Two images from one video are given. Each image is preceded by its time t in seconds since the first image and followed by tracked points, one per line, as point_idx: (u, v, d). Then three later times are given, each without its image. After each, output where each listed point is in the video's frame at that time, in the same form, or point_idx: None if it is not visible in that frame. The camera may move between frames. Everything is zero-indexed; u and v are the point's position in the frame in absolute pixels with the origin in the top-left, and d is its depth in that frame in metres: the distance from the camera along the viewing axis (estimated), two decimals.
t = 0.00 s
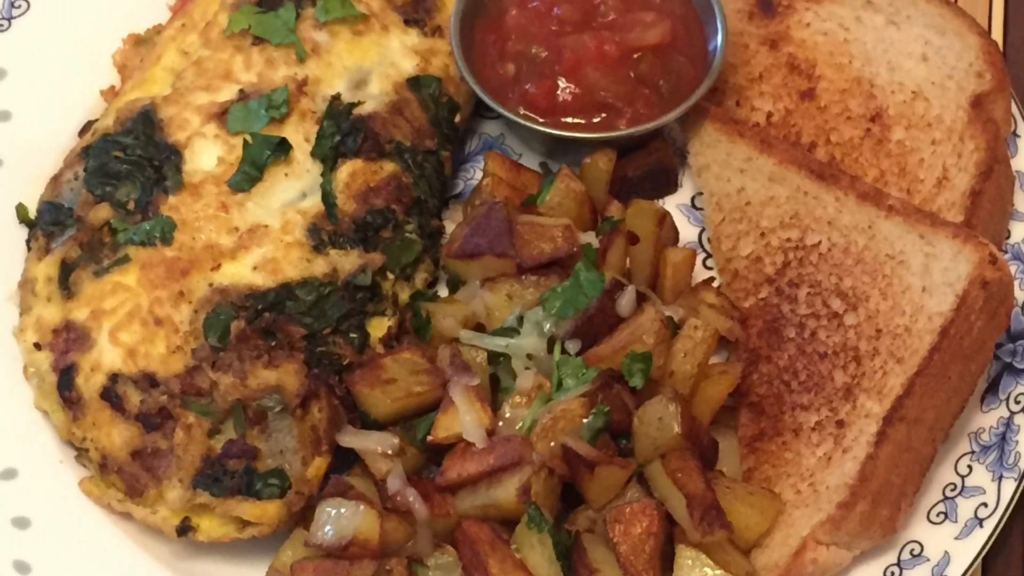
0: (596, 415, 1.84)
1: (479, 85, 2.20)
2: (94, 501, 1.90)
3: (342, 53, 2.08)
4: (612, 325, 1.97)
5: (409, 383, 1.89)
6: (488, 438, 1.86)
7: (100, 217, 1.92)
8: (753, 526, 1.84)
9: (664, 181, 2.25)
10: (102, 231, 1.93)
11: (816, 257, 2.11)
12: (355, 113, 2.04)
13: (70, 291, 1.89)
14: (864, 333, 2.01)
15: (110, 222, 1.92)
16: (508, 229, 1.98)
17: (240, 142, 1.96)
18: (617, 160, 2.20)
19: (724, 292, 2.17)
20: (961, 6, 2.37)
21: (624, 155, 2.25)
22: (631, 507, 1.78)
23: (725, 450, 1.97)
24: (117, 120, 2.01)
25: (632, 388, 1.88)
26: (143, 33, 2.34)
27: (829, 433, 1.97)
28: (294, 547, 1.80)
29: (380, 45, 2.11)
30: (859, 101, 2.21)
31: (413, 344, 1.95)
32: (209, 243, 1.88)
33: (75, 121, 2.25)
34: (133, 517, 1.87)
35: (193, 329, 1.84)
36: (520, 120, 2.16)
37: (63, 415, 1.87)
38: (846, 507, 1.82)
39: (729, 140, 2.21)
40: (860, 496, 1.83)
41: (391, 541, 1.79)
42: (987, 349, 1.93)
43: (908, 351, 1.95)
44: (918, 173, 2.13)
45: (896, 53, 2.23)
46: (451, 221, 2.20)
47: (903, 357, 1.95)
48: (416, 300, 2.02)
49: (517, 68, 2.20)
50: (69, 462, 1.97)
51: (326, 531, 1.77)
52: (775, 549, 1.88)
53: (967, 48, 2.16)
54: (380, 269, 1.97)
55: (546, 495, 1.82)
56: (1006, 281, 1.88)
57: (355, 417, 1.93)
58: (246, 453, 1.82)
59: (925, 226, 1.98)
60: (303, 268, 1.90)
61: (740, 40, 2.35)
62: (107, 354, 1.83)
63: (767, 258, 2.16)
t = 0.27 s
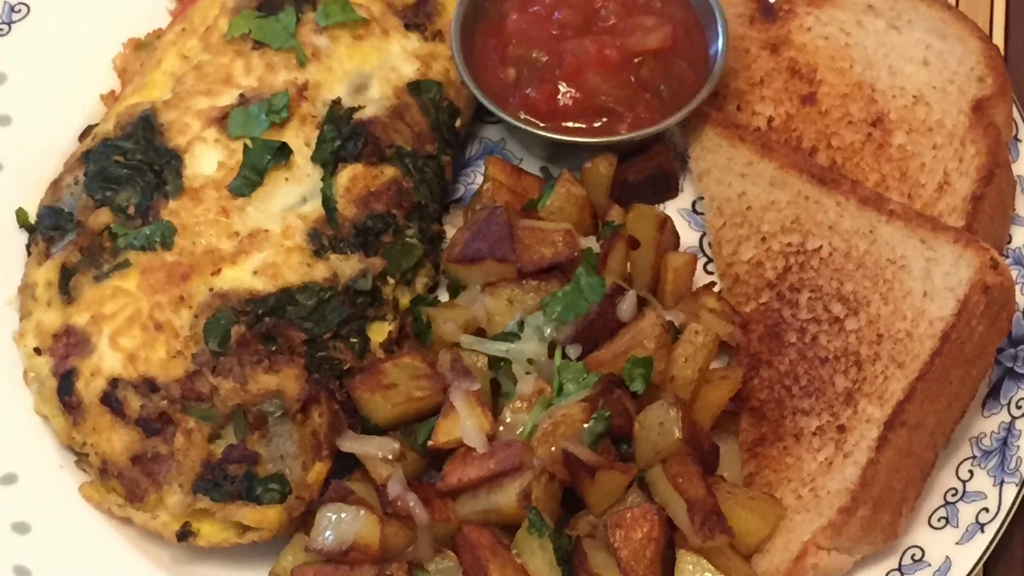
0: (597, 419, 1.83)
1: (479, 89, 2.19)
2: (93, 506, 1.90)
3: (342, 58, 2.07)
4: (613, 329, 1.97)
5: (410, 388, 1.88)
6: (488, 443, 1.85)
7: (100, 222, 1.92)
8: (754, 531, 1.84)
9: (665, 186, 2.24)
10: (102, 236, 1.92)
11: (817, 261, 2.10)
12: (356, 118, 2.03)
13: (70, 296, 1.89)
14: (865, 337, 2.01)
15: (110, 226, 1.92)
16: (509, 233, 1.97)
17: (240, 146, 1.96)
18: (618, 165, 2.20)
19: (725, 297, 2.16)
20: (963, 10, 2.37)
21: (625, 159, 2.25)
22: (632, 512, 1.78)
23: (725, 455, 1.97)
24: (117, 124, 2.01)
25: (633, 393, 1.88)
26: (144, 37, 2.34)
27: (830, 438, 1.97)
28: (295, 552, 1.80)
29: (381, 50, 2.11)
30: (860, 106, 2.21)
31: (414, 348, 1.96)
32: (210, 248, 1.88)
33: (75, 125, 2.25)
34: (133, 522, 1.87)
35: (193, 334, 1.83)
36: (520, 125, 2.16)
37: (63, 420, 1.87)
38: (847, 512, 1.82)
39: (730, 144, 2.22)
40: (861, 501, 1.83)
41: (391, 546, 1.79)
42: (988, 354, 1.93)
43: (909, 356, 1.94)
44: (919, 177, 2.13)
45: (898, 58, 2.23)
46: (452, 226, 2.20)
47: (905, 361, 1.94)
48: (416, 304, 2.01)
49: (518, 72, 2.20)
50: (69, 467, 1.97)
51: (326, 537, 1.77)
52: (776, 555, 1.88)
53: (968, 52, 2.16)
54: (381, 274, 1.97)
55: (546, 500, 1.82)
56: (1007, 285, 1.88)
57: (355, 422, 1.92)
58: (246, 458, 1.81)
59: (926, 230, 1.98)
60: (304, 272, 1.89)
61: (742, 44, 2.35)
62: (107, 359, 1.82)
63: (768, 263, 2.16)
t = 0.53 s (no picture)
0: (597, 424, 1.84)
1: (480, 93, 2.19)
2: (94, 511, 1.90)
3: (343, 62, 2.07)
4: (614, 334, 1.97)
5: (410, 393, 1.88)
6: (488, 448, 1.85)
7: (100, 226, 1.91)
8: (755, 536, 1.83)
9: (665, 191, 2.24)
10: (102, 241, 1.93)
11: (818, 266, 2.10)
12: (356, 122, 2.03)
13: (70, 301, 1.89)
14: (866, 342, 2.01)
15: (111, 231, 1.91)
16: (509, 238, 1.97)
17: (241, 151, 1.96)
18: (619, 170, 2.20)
19: (726, 302, 2.16)
20: (963, 15, 2.37)
21: (625, 164, 2.25)
22: (633, 517, 1.78)
23: (726, 460, 1.97)
24: (117, 129, 2.01)
25: (634, 398, 1.88)
26: (144, 42, 2.34)
27: (831, 443, 1.96)
28: (296, 557, 1.80)
29: (382, 55, 2.11)
30: (861, 110, 2.20)
31: (414, 353, 1.94)
32: (210, 252, 1.88)
33: (75, 129, 2.24)
34: (133, 527, 1.87)
35: (193, 338, 1.83)
36: (521, 129, 2.16)
37: (64, 425, 1.86)
38: (848, 517, 1.82)
39: (731, 149, 2.21)
40: (862, 506, 1.82)
41: (392, 551, 1.78)
42: (989, 359, 1.93)
43: (910, 360, 1.94)
44: (920, 182, 2.12)
45: (899, 62, 2.23)
46: (453, 230, 2.20)
47: (906, 366, 1.94)
48: (416, 309, 2.00)
49: (518, 77, 2.19)
50: (69, 472, 1.96)
51: (327, 542, 1.76)
52: (777, 560, 1.88)
53: (970, 57, 2.16)
54: (381, 278, 1.97)
55: (547, 505, 1.81)
56: (1009, 290, 1.87)
57: (355, 427, 1.93)
58: (246, 463, 1.81)
59: (927, 235, 1.98)
60: (305, 277, 1.89)
61: (743, 48, 2.35)
62: (107, 364, 1.82)
63: (769, 268, 2.16)
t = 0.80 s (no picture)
0: (598, 429, 1.83)
1: (481, 98, 2.19)
2: (93, 516, 1.89)
3: (343, 67, 2.07)
4: (615, 339, 1.97)
5: (411, 398, 1.87)
6: (489, 453, 1.85)
7: (100, 231, 1.91)
8: (756, 541, 1.83)
9: (666, 195, 2.25)
10: (102, 246, 1.92)
11: (819, 271, 2.10)
12: (357, 127, 2.03)
13: (70, 306, 1.88)
14: (867, 347, 2.01)
15: (111, 236, 1.91)
16: (510, 243, 1.97)
17: (241, 155, 1.96)
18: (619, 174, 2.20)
19: (727, 307, 2.17)
20: (964, 20, 2.37)
21: (626, 169, 2.25)
22: (634, 522, 1.77)
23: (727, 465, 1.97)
24: (118, 133, 2.01)
25: (634, 403, 1.87)
26: (144, 46, 2.34)
27: (832, 448, 1.96)
28: (295, 562, 1.79)
29: (382, 59, 2.11)
30: (862, 115, 2.20)
31: (414, 358, 1.94)
32: (211, 257, 1.88)
33: (74, 133, 2.24)
34: (133, 532, 1.86)
35: (194, 343, 1.83)
36: (522, 134, 2.15)
37: (64, 430, 1.86)
38: (850, 522, 1.82)
39: (732, 153, 2.21)
40: (863, 511, 1.82)
41: (392, 556, 1.78)
42: (991, 364, 1.93)
43: (911, 365, 1.94)
44: (922, 187, 2.12)
45: (900, 67, 2.23)
46: (454, 235, 2.20)
47: (907, 371, 1.94)
48: (417, 314, 2.00)
49: (519, 81, 2.19)
50: (69, 477, 1.96)
51: (327, 547, 1.75)
52: (778, 566, 1.88)
53: (971, 61, 2.15)
54: (382, 283, 1.97)
55: (547, 510, 1.81)
56: (1010, 295, 1.87)
57: (356, 432, 1.93)
58: (247, 468, 1.81)
59: (928, 240, 1.97)
60: (305, 282, 1.89)
61: (743, 53, 2.34)
62: (107, 369, 1.81)
63: (770, 272, 2.16)
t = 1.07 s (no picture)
0: (599, 434, 1.83)
1: (481, 102, 2.19)
2: (93, 521, 1.89)
3: (343, 71, 2.07)
4: (615, 344, 1.97)
5: (411, 402, 1.87)
6: (489, 458, 1.85)
7: (100, 235, 1.91)
8: (757, 546, 1.82)
9: (667, 200, 2.24)
10: (102, 250, 1.92)
11: (821, 276, 2.10)
12: (357, 131, 2.03)
13: (71, 311, 1.88)
14: (868, 352, 2.00)
15: (111, 240, 1.91)
16: (511, 247, 1.97)
17: (241, 160, 1.95)
18: (620, 178, 2.19)
19: (728, 312, 2.16)
20: (966, 24, 2.36)
21: (626, 173, 2.24)
22: (634, 527, 1.78)
23: (728, 470, 1.96)
24: (118, 138, 2.01)
25: (635, 408, 1.87)
26: (144, 50, 2.34)
27: (833, 453, 1.96)
28: (296, 567, 1.79)
29: (382, 63, 2.11)
30: (863, 119, 2.20)
31: (415, 363, 1.94)
32: (211, 262, 1.87)
33: (74, 137, 2.24)
34: (133, 537, 1.86)
35: (194, 348, 1.83)
36: (523, 138, 2.15)
37: (63, 435, 1.85)
38: (851, 527, 1.82)
39: (733, 158, 2.21)
40: (864, 516, 1.82)
41: (393, 562, 1.77)
42: (992, 369, 1.93)
43: (912, 370, 1.94)
44: (923, 191, 2.12)
45: (901, 71, 2.23)
46: (455, 240, 2.19)
47: (907, 376, 1.94)
48: (417, 319, 2.00)
49: (519, 85, 2.19)
50: (69, 482, 1.96)
51: (327, 552, 1.75)
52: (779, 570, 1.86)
53: (972, 66, 2.16)
54: (382, 288, 1.96)
55: (548, 515, 1.81)
56: (1011, 300, 1.87)
57: (356, 437, 1.92)
58: (247, 473, 1.80)
59: (930, 245, 1.98)
60: (305, 287, 1.89)
61: (744, 57, 2.34)
62: (107, 374, 1.81)
63: (771, 277, 2.15)
